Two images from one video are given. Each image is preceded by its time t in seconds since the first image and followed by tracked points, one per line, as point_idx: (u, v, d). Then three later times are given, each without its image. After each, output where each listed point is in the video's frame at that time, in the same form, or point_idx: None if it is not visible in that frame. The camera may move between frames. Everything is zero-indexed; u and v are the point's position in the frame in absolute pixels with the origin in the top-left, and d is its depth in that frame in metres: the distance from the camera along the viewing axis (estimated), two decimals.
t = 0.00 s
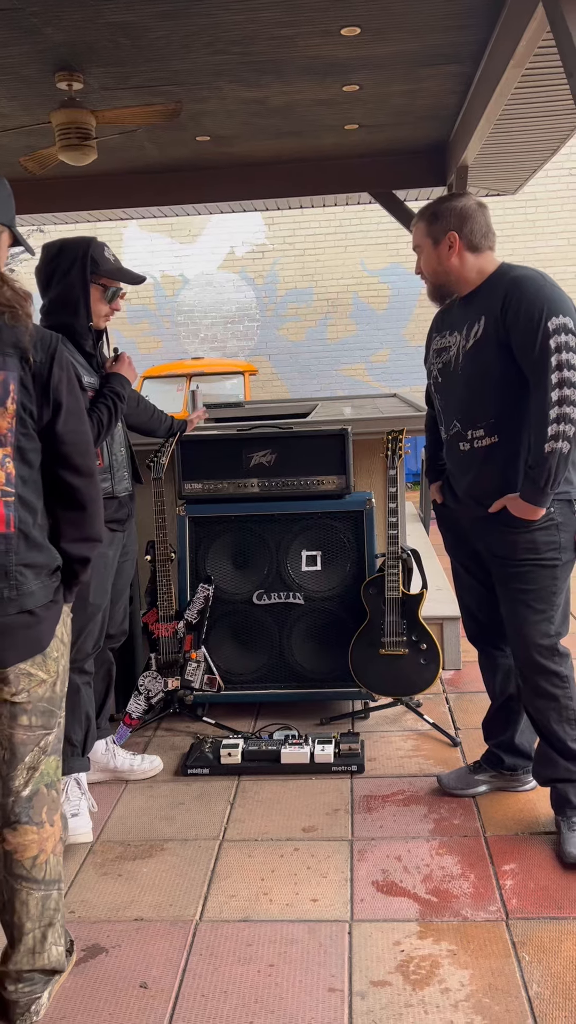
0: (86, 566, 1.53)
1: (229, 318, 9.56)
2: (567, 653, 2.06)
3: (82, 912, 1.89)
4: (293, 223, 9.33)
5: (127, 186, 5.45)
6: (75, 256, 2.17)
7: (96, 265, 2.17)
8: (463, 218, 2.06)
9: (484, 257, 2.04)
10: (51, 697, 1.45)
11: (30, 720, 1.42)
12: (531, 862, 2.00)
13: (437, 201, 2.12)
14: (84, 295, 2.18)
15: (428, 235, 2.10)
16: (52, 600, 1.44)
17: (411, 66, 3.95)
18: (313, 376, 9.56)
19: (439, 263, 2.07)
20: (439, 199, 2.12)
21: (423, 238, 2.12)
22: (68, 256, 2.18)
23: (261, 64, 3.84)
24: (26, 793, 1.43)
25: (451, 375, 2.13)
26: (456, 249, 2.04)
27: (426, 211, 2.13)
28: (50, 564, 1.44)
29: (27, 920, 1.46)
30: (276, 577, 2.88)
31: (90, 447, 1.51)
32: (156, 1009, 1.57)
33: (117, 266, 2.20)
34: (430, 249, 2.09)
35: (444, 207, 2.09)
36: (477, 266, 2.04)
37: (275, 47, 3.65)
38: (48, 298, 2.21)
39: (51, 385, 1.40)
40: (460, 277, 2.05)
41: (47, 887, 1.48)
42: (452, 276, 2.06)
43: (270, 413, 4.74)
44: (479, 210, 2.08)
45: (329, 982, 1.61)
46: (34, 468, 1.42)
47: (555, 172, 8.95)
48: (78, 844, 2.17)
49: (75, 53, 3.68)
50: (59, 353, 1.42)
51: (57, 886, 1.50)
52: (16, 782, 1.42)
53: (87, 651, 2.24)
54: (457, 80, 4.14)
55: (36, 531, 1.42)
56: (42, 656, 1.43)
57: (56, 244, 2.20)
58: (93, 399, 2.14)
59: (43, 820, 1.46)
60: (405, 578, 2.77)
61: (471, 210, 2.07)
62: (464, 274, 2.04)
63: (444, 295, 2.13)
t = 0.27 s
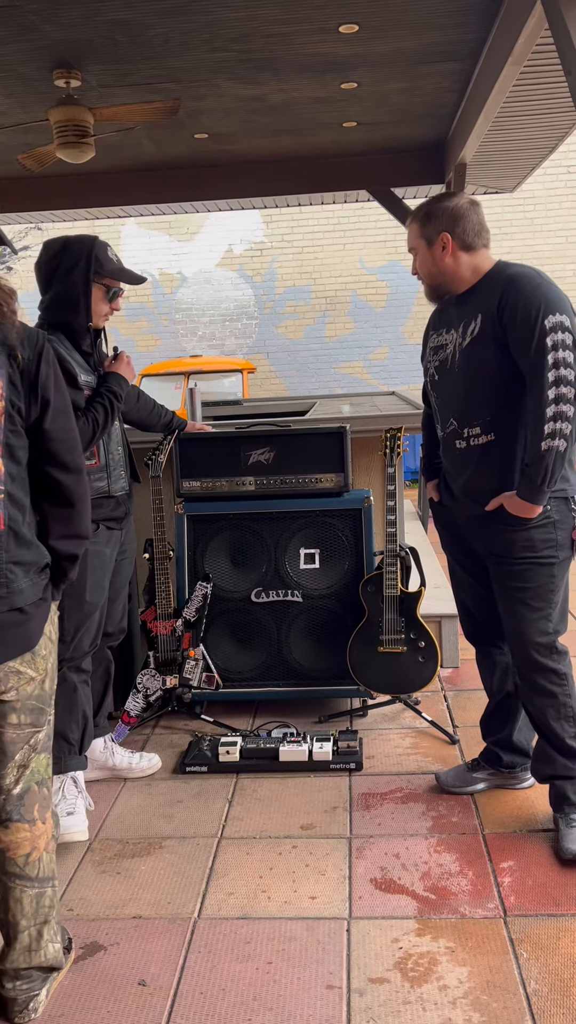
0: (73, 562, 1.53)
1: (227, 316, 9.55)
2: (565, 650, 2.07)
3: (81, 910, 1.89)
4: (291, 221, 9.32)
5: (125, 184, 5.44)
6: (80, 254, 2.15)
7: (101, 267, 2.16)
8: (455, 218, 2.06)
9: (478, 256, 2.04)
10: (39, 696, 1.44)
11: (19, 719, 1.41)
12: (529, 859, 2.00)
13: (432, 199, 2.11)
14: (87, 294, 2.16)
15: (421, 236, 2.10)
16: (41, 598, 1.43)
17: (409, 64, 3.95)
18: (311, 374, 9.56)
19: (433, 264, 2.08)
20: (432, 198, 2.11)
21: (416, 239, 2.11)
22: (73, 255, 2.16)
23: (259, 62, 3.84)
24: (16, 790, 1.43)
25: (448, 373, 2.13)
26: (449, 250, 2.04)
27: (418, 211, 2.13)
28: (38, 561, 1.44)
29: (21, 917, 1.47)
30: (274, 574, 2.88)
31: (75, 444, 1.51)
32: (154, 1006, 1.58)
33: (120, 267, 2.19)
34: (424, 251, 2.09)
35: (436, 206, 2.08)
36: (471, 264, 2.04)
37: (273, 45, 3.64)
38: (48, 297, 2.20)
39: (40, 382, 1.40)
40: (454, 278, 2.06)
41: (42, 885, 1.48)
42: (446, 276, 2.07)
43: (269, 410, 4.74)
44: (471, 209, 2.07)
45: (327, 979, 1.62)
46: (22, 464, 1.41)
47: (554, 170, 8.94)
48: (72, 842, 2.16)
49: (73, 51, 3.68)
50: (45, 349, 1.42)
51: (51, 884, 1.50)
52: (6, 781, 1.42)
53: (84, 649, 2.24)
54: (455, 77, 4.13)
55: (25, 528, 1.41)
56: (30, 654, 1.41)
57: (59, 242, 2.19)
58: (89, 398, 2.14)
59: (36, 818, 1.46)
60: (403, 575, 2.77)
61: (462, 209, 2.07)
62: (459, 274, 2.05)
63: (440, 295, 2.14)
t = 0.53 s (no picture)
0: (67, 560, 1.53)
1: (226, 314, 9.54)
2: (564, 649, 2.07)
3: (80, 909, 1.89)
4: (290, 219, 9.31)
5: (124, 182, 5.43)
6: (91, 252, 2.15)
7: (109, 268, 2.17)
8: (451, 217, 2.05)
9: (476, 255, 2.04)
10: (33, 695, 1.43)
11: (12, 718, 1.40)
12: (529, 857, 2.00)
13: (427, 199, 2.11)
14: (95, 293, 2.16)
15: (419, 236, 2.10)
16: (33, 596, 1.42)
17: (409, 61, 3.94)
18: (311, 372, 9.56)
19: (431, 263, 2.08)
20: (428, 196, 2.10)
21: (414, 238, 2.11)
22: (81, 254, 2.16)
23: (258, 60, 3.83)
24: (12, 790, 1.43)
25: (447, 372, 2.13)
26: (446, 249, 2.04)
27: (415, 210, 2.12)
28: (30, 560, 1.43)
29: (18, 917, 1.47)
30: (274, 573, 2.88)
31: (67, 441, 1.50)
32: (154, 1005, 1.58)
33: (126, 269, 2.22)
34: (421, 251, 2.10)
35: (433, 205, 2.08)
36: (468, 264, 2.04)
37: (272, 43, 3.64)
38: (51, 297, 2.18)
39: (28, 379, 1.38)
40: (451, 277, 2.06)
41: (38, 885, 1.48)
42: (444, 275, 2.07)
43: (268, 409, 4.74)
44: (467, 208, 2.07)
45: (327, 977, 1.62)
46: (12, 462, 1.40)
47: (554, 168, 8.93)
48: (69, 839, 2.15)
49: (72, 48, 3.67)
50: (35, 346, 1.41)
51: (48, 883, 1.50)
52: (1, 779, 1.42)
53: (83, 648, 2.24)
54: (455, 75, 4.13)
55: (16, 527, 1.40)
56: (23, 654, 1.40)
57: (66, 241, 2.18)
58: (89, 397, 2.14)
59: (31, 817, 1.46)
60: (403, 574, 2.77)
61: (459, 209, 2.06)
62: (456, 273, 2.05)
63: (437, 294, 2.14)
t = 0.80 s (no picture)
0: (65, 560, 1.52)
1: (227, 313, 9.54)
2: (565, 648, 2.07)
3: (81, 907, 1.89)
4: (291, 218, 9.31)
5: (124, 180, 5.43)
6: (95, 249, 2.15)
7: (114, 266, 2.19)
8: (457, 213, 2.05)
9: (480, 253, 2.04)
10: (33, 694, 1.43)
11: (12, 717, 1.40)
12: (530, 856, 2.00)
13: (431, 194, 2.10)
14: (100, 290, 2.17)
15: (423, 231, 2.09)
16: (32, 596, 1.42)
17: (410, 60, 3.93)
18: (311, 371, 9.55)
19: (436, 259, 2.06)
20: (433, 192, 2.10)
21: (417, 234, 2.10)
22: (85, 252, 2.15)
23: (259, 58, 3.82)
24: (12, 788, 1.43)
25: (448, 370, 2.12)
26: (452, 244, 2.03)
27: (418, 207, 2.11)
28: (29, 559, 1.43)
29: (19, 916, 1.47)
30: (275, 572, 2.88)
31: (66, 440, 1.50)
32: (155, 1003, 1.58)
33: (128, 267, 2.24)
34: (425, 245, 2.08)
35: (438, 201, 2.07)
36: (473, 260, 2.03)
37: (273, 41, 3.63)
38: (53, 296, 2.18)
39: (26, 378, 1.38)
40: (456, 271, 2.04)
41: (38, 884, 1.48)
42: (448, 270, 2.05)
43: (269, 408, 4.74)
44: (473, 205, 2.07)
45: (328, 976, 1.62)
46: (11, 461, 1.40)
47: (555, 166, 8.93)
48: (73, 838, 2.15)
49: (72, 46, 3.66)
50: (32, 345, 1.41)
51: (49, 882, 1.50)
52: (1, 779, 1.42)
53: (85, 647, 2.24)
54: (456, 73, 4.12)
55: (14, 526, 1.40)
56: (22, 652, 1.40)
57: (68, 240, 2.17)
58: (92, 397, 2.14)
59: (32, 816, 1.46)
60: (404, 574, 2.77)
61: (465, 205, 2.06)
62: (461, 268, 2.03)
63: (438, 291, 2.12)
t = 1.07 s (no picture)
0: (67, 562, 1.52)
1: (228, 312, 9.54)
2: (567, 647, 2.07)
3: (82, 907, 1.89)
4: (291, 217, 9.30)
5: (125, 180, 5.42)
6: (95, 248, 2.15)
7: (114, 264, 2.19)
8: (479, 208, 2.06)
9: (494, 252, 2.06)
10: (34, 694, 1.43)
11: (14, 718, 1.40)
12: (531, 855, 2.00)
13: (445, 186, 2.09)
14: (101, 289, 2.17)
15: (440, 217, 2.06)
16: (33, 596, 1.42)
17: (411, 59, 3.93)
18: (312, 370, 9.55)
19: (454, 246, 2.04)
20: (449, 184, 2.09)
21: (433, 220, 2.07)
22: (85, 251, 2.15)
23: (260, 57, 3.82)
24: (13, 788, 1.43)
25: (449, 369, 2.12)
26: (472, 237, 2.03)
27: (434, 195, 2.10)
28: (31, 559, 1.43)
29: (20, 916, 1.47)
30: (275, 571, 2.88)
31: (69, 442, 1.49)
32: (156, 1002, 1.58)
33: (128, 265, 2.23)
34: (443, 232, 2.05)
35: (458, 191, 2.07)
36: (488, 257, 2.04)
37: (273, 40, 3.63)
38: (54, 294, 2.17)
39: (30, 378, 1.38)
40: (474, 264, 2.03)
41: (39, 884, 1.48)
42: (465, 261, 2.03)
43: (269, 407, 4.74)
44: (489, 206, 2.09)
45: (329, 975, 1.62)
46: (13, 462, 1.39)
47: (556, 165, 8.92)
48: (75, 837, 2.16)
49: (73, 46, 3.66)
50: (37, 346, 1.40)
51: (49, 882, 1.50)
52: (2, 779, 1.42)
53: (88, 647, 2.24)
54: (457, 72, 4.11)
55: (16, 527, 1.40)
56: (24, 652, 1.40)
57: (68, 239, 2.17)
58: (94, 396, 2.14)
59: (33, 817, 1.46)
60: (405, 573, 2.77)
61: (484, 203, 2.08)
62: (477, 261, 2.03)
63: (444, 283, 2.10)
